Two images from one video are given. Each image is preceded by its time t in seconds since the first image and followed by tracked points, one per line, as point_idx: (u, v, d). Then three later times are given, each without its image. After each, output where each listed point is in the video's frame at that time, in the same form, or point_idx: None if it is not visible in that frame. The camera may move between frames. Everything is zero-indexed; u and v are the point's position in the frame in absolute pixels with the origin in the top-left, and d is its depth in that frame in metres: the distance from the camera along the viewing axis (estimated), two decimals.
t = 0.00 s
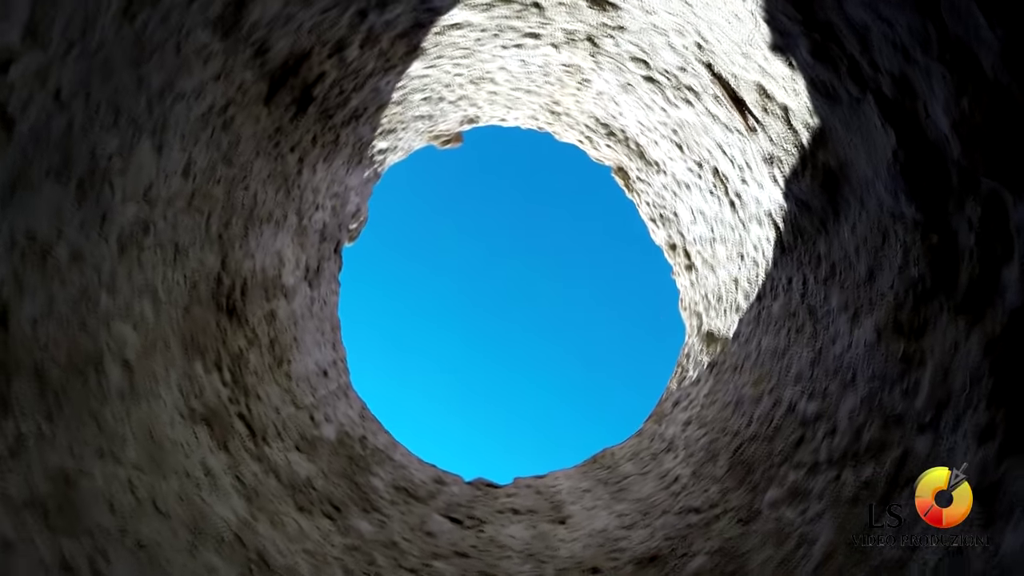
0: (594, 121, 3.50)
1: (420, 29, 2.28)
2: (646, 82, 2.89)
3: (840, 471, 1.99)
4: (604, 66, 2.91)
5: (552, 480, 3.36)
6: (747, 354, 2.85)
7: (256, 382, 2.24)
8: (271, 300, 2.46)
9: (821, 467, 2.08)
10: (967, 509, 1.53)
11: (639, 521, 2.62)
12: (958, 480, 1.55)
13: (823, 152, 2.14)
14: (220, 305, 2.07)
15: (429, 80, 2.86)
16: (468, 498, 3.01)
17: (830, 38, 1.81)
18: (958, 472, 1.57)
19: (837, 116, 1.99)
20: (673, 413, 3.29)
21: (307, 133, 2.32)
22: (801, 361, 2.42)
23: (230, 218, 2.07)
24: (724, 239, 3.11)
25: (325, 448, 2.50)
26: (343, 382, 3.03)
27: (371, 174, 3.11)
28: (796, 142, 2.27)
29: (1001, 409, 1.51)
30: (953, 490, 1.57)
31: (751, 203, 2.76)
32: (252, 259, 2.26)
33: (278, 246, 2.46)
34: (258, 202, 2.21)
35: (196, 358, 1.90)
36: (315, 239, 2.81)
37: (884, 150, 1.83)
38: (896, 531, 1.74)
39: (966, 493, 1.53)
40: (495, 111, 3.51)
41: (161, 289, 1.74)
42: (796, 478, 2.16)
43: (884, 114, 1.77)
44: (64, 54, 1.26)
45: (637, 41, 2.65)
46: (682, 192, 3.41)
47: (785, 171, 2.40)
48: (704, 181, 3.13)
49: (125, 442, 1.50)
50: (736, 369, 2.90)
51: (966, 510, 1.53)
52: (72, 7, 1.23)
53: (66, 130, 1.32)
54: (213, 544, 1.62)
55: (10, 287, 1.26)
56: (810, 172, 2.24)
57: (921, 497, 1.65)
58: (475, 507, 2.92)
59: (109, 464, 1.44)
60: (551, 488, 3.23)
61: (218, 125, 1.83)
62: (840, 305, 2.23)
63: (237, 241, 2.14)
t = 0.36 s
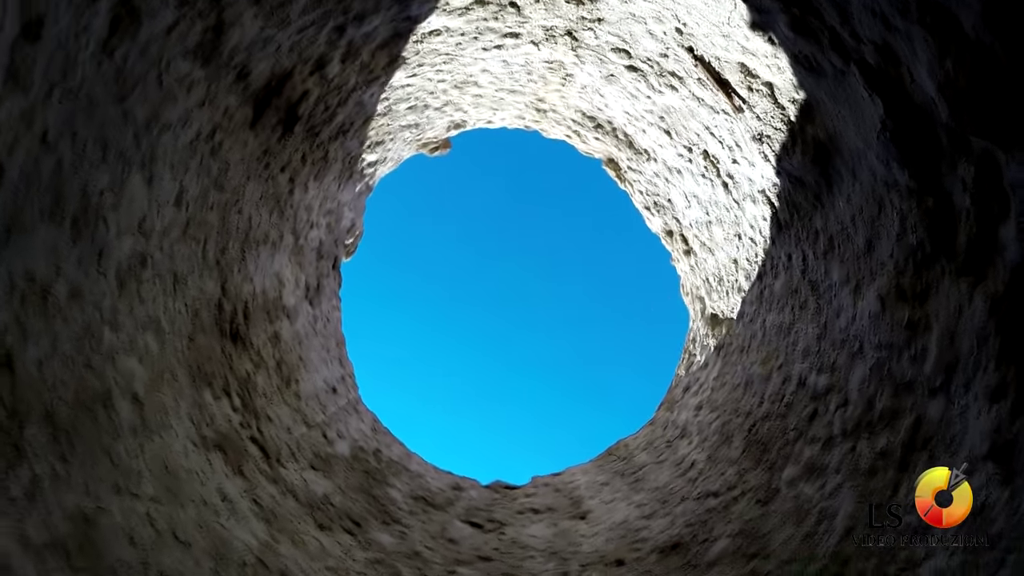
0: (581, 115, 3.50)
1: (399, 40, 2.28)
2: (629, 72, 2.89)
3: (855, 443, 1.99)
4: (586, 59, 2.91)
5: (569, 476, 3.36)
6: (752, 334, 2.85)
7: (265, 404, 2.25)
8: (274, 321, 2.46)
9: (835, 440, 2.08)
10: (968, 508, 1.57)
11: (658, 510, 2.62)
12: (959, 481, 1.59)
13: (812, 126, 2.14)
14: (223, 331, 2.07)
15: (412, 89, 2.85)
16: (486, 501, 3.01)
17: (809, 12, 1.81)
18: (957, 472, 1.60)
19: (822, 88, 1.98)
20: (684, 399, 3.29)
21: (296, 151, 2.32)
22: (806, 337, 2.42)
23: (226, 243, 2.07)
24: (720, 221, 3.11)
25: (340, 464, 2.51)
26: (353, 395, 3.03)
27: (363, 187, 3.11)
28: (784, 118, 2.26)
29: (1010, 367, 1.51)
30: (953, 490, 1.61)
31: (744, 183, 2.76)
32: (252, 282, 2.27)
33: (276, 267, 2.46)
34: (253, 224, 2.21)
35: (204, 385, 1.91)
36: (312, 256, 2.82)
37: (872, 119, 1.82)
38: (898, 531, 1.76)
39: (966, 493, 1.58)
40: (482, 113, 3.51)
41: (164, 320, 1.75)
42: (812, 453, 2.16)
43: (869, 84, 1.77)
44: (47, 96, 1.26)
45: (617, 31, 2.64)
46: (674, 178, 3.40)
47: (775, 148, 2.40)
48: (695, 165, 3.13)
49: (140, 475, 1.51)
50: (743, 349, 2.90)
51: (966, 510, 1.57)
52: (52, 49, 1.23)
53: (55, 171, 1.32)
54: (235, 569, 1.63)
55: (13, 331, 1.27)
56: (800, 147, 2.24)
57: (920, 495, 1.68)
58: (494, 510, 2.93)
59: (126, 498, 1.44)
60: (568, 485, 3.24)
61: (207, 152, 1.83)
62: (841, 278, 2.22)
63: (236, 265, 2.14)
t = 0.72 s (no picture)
0: (568, 108, 3.49)
1: (382, 48, 2.28)
2: (613, 62, 2.88)
3: (867, 414, 1.99)
4: (569, 53, 2.90)
5: (584, 469, 3.36)
6: (756, 314, 2.85)
7: (276, 422, 2.25)
8: (278, 338, 2.46)
9: (847, 413, 2.08)
10: (968, 509, 1.58)
11: (676, 497, 2.62)
12: (959, 480, 1.60)
13: (800, 102, 2.13)
14: (229, 353, 2.07)
15: (398, 96, 2.85)
16: (504, 502, 3.02)
17: None
18: (957, 472, 1.61)
19: (807, 63, 1.98)
20: (693, 384, 3.29)
21: (287, 167, 2.32)
22: (811, 312, 2.41)
23: (225, 265, 2.07)
24: (716, 203, 3.10)
25: (355, 476, 2.51)
26: (362, 406, 3.04)
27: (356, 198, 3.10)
28: (771, 95, 2.26)
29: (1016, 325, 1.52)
30: (953, 489, 1.61)
31: (736, 163, 2.75)
32: (253, 301, 2.27)
33: (276, 285, 2.46)
34: (250, 244, 2.21)
35: (214, 408, 1.91)
36: (311, 271, 2.82)
37: (859, 90, 1.82)
38: (900, 526, 1.76)
39: (966, 493, 1.59)
40: (469, 115, 3.50)
41: (168, 347, 1.75)
42: (825, 428, 2.16)
43: (853, 55, 1.77)
44: (34, 133, 1.26)
45: (598, 22, 2.64)
46: (666, 164, 3.40)
47: (764, 126, 2.39)
48: (686, 149, 3.13)
49: (158, 503, 1.51)
50: (748, 329, 2.90)
51: (966, 511, 1.58)
52: (35, 86, 1.23)
53: (49, 208, 1.33)
54: None
55: (18, 370, 1.28)
56: (790, 123, 2.24)
57: (919, 496, 1.69)
58: (513, 510, 2.93)
59: (145, 527, 1.45)
60: (584, 478, 3.24)
61: (198, 175, 1.83)
62: (841, 250, 2.22)
63: (236, 286, 2.14)
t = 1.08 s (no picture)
0: (554, 105, 3.49)
1: (364, 60, 2.27)
2: (596, 55, 2.88)
3: (876, 386, 1.99)
4: (552, 49, 2.90)
5: (598, 463, 3.36)
6: (758, 295, 2.85)
7: (287, 440, 2.25)
8: (283, 357, 2.46)
9: (856, 385, 2.08)
10: (968, 508, 1.62)
11: (692, 483, 2.62)
12: (959, 480, 1.63)
13: (786, 80, 2.13)
14: (236, 375, 2.08)
15: (384, 105, 2.85)
16: (521, 502, 3.02)
17: None
18: (956, 472, 1.65)
19: (790, 41, 1.97)
20: (700, 369, 3.29)
21: (279, 185, 2.32)
22: (812, 289, 2.41)
23: (224, 288, 2.07)
24: (709, 187, 3.10)
25: (370, 488, 2.51)
26: (372, 418, 3.04)
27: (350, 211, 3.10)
28: (756, 75, 2.26)
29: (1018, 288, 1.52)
30: (952, 489, 1.65)
31: (726, 146, 2.74)
32: (255, 322, 2.27)
33: (277, 304, 2.46)
34: (247, 265, 2.21)
35: (224, 432, 1.91)
36: (311, 286, 2.81)
37: (844, 64, 1.82)
38: (901, 526, 1.78)
39: (966, 493, 1.62)
40: (456, 119, 3.50)
41: (174, 375, 1.74)
42: (835, 403, 2.15)
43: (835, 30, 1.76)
44: (23, 173, 1.26)
45: (577, 16, 2.63)
46: (656, 152, 3.39)
47: (752, 107, 2.39)
48: (675, 136, 3.12)
49: (175, 531, 1.54)
50: (751, 311, 2.90)
51: (966, 510, 1.62)
52: (20, 124, 1.24)
53: (44, 246, 1.33)
54: None
55: (28, 410, 1.29)
56: (777, 102, 2.23)
57: (919, 496, 1.72)
58: (530, 510, 2.93)
59: (162, 556, 1.48)
60: (599, 472, 3.24)
61: (190, 201, 1.83)
62: (837, 225, 2.22)
63: (237, 307, 2.14)
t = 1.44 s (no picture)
0: (541, 102, 3.49)
1: (349, 73, 2.27)
2: (579, 49, 2.88)
3: (883, 357, 1.99)
4: (535, 48, 2.90)
5: (612, 456, 3.36)
6: (758, 276, 2.85)
7: (300, 457, 2.26)
8: (290, 375, 2.46)
9: (864, 359, 2.08)
10: (967, 508, 1.57)
11: (707, 469, 2.63)
12: (959, 481, 1.59)
13: (770, 60, 2.13)
14: (244, 396, 2.08)
15: (372, 116, 2.85)
16: (538, 501, 3.02)
17: None
18: (958, 472, 1.61)
19: (771, 21, 1.97)
20: (707, 355, 3.29)
21: (273, 204, 2.32)
22: (812, 267, 2.41)
23: (226, 310, 2.07)
24: (702, 172, 3.10)
25: (386, 499, 2.52)
26: (382, 428, 3.04)
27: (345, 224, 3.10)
28: (739, 58, 2.26)
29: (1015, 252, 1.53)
30: (952, 489, 1.61)
31: (716, 130, 2.74)
32: (260, 341, 2.27)
33: (280, 322, 2.46)
34: (248, 285, 2.21)
35: (237, 453, 1.92)
36: (312, 301, 2.81)
37: (827, 40, 1.82)
38: (900, 526, 1.76)
39: (966, 493, 1.58)
40: (445, 124, 3.50)
41: (183, 401, 1.75)
42: (844, 377, 2.16)
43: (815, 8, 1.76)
44: (16, 210, 1.26)
45: (557, 12, 2.63)
46: (647, 142, 3.39)
47: (738, 89, 2.39)
48: (664, 124, 3.12)
49: (195, 556, 1.54)
50: (753, 292, 2.90)
51: (966, 510, 1.57)
52: (10, 162, 1.24)
53: (43, 282, 1.33)
54: None
55: (40, 447, 1.29)
56: (763, 83, 2.23)
57: (920, 497, 1.68)
58: (548, 508, 2.94)
59: None
60: (614, 465, 3.24)
61: (186, 227, 1.83)
62: (832, 200, 2.22)
63: (240, 328, 2.14)
